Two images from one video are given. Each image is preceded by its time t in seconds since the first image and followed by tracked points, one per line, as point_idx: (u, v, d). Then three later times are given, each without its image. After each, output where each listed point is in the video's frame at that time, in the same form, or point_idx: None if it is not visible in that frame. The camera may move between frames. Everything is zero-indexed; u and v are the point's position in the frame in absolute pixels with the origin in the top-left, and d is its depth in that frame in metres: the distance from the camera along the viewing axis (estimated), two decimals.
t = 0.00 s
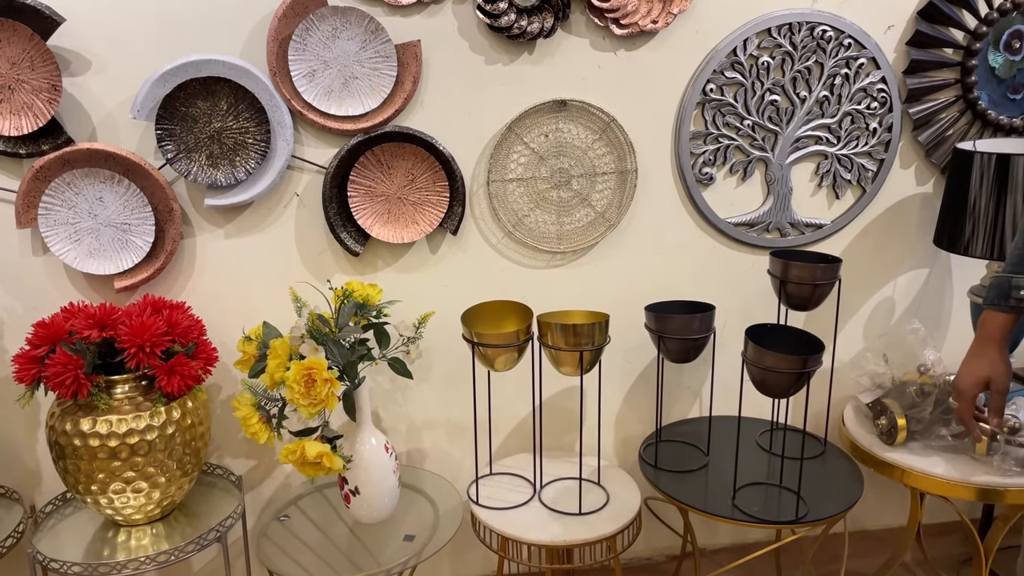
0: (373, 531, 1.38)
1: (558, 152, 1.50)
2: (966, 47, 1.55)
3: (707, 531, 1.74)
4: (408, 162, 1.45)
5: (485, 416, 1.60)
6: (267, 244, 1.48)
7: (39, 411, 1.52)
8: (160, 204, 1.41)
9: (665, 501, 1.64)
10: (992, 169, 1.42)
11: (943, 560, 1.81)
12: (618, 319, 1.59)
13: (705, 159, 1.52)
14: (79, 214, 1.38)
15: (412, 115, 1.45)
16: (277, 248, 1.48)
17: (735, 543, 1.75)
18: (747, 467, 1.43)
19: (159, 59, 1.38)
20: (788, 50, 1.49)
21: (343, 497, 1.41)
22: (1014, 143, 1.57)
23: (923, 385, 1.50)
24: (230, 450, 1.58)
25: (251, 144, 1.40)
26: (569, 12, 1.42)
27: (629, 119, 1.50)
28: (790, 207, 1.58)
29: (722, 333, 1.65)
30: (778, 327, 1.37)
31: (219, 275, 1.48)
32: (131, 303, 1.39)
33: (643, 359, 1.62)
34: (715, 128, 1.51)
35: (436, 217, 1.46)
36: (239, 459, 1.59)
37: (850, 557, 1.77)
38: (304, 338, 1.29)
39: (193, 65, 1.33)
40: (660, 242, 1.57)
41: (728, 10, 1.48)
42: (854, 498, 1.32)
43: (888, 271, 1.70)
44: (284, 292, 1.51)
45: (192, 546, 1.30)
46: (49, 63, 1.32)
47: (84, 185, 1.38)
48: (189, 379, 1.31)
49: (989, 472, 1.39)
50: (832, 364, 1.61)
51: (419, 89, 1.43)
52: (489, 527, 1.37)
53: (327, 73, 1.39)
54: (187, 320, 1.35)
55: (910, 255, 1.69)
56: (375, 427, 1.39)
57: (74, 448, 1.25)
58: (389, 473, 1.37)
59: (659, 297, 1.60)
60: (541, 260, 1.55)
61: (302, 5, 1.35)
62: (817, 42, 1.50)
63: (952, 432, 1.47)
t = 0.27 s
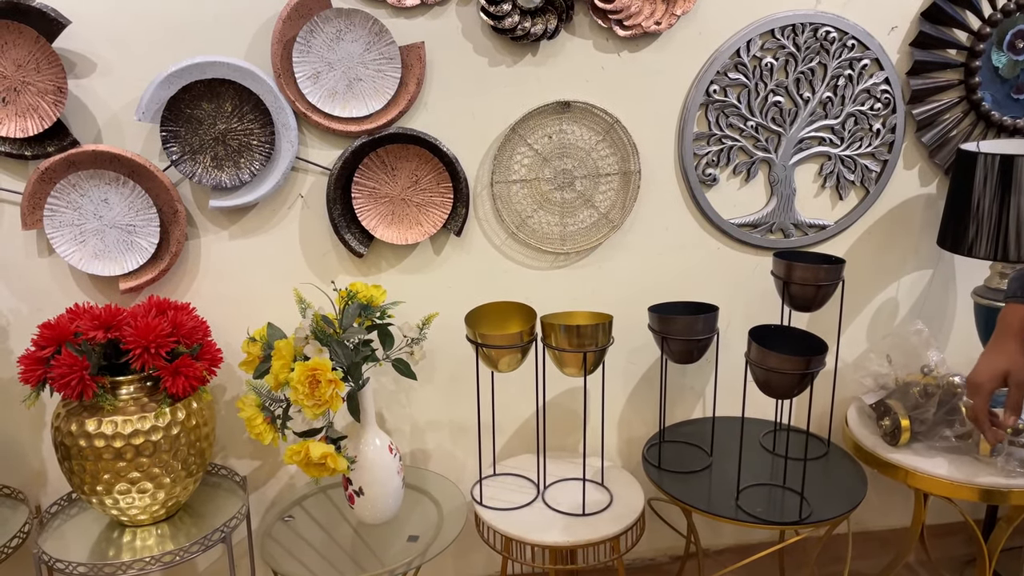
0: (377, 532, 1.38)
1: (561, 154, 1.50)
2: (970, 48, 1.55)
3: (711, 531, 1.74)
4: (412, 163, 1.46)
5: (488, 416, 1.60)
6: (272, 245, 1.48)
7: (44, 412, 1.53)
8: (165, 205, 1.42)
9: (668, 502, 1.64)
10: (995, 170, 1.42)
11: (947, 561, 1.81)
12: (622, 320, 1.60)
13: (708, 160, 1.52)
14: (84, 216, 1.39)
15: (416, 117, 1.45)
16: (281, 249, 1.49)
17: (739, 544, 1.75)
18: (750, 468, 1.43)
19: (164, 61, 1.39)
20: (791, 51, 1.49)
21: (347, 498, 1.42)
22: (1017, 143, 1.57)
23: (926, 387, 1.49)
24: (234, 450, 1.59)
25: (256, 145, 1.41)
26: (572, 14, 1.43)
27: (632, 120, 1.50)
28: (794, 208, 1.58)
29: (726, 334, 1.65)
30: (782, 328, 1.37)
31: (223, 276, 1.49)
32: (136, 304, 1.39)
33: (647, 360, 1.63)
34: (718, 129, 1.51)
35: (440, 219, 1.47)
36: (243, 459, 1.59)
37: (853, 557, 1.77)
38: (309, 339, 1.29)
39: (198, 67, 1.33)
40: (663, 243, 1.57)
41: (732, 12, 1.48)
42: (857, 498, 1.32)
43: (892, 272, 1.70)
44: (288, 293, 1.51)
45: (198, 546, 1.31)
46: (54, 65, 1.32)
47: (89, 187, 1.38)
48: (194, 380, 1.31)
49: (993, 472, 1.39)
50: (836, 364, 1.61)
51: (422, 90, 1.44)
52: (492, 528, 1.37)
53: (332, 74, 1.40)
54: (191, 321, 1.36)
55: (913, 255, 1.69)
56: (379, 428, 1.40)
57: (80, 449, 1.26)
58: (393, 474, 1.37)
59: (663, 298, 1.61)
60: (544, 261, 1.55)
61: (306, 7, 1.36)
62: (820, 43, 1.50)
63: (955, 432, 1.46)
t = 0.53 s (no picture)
0: (377, 534, 1.38)
1: (561, 155, 1.50)
2: (971, 49, 1.55)
3: (712, 533, 1.73)
4: (411, 165, 1.46)
5: (489, 418, 1.60)
6: (271, 247, 1.48)
7: (44, 414, 1.53)
8: (164, 207, 1.42)
9: (669, 503, 1.63)
10: (997, 171, 1.41)
11: (949, 563, 1.80)
12: (622, 321, 1.59)
13: (709, 161, 1.52)
14: (84, 218, 1.39)
15: (416, 119, 1.45)
16: (281, 251, 1.48)
17: (740, 546, 1.75)
18: (751, 470, 1.43)
19: (163, 63, 1.38)
20: (791, 52, 1.49)
21: (347, 500, 1.41)
22: (1019, 144, 1.57)
23: (928, 389, 1.49)
24: (234, 453, 1.58)
25: (255, 148, 1.41)
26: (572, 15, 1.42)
27: (632, 121, 1.50)
28: (794, 209, 1.58)
29: (727, 336, 1.64)
30: (783, 331, 1.37)
31: (223, 279, 1.48)
32: (136, 307, 1.39)
33: (647, 362, 1.62)
34: (719, 130, 1.51)
35: (439, 221, 1.46)
36: (244, 462, 1.59)
37: (855, 559, 1.76)
38: (309, 342, 1.30)
39: (198, 69, 1.34)
40: (664, 245, 1.57)
41: (732, 13, 1.48)
42: (859, 501, 1.31)
43: (893, 273, 1.69)
44: (288, 295, 1.51)
45: (198, 549, 1.30)
46: (54, 67, 1.32)
47: (89, 190, 1.38)
48: (194, 383, 1.31)
49: (995, 474, 1.38)
50: (837, 366, 1.61)
51: (422, 92, 1.43)
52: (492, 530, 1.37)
53: (331, 76, 1.40)
54: (191, 324, 1.36)
55: (915, 256, 1.68)
56: (379, 431, 1.39)
57: (80, 452, 1.26)
58: (393, 476, 1.37)
59: (663, 300, 1.60)
60: (544, 263, 1.55)
61: (305, 8, 1.36)
62: (821, 44, 1.49)
63: (958, 434, 1.46)
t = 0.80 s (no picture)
0: (377, 536, 1.38)
1: (562, 155, 1.49)
2: (972, 48, 1.54)
3: (714, 534, 1.73)
4: (411, 166, 1.45)
5: (489, 419, 1.59)
6: (271, 248, 1.48)
7: (44, 416, 1.52)
8: (164, 208, 1.42)
9: (671, 505, 1.63)
10: (998, 170, 1.41)
11: (951, 564, 1.80)
12: (623, 322, 1.59)
13: (710, 161, 1.51)
14: (83, 219, 1.39)
15: (416, 119, 1.45)
16: (281, 252, 1.48)
17: (741, 547, 1.74)
18: (753, 471, 1.43)
19: (163, 64, 1.38)
20: (792, 52, 1.49)
21: (347, 502, 1.41)
22: (1020, 143, 1.56)
23: (929, 389, 1.49)
24: (235, 454, 1.58)
25: (255, 149, 1.40)
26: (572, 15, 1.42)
27: (632, 121, 1.50)
28: (795, 209, 1.57)
29: (728, 336, 1.64)
30: (784, 331, 1.36)
31: (223, 280, 1.48)
32: (135, 308, 1.39)
33: (648, 362, 1.62)
34: (719, 130, 1.51)
35: (440, 221, 1.46)
36: (244, 463, 1.59)
37: (857, 560, 1.76)
38: (309, 343, 1.30)
39: (197, 70, 1.34)
40: (665, 245, 1.57)
41: (732, 12, 1.48)
42: (860, 501, 1.31)
43: (894, 273, 1.69)
44: (288, 297, 1.51)
45: (198, 550, 1.30)
46: (53, 68, 1.32)
47: (88, 191, 1.38)
48: (193, 384, 1.31)
49: (997, 475, 1.38)
50: (839, 366, 1.61)
51: (422, 93, 1.43)
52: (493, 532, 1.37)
53: (331, 77, 1.39)
54: (191, 325, 1.36)
55: (916, 256, 1.68)
56: (379, 432, 1.39)
57: (79, 453, 1.25)
58: (394, 478, 1.37)
59: (664, 300, 1.60)
60: (545, 264, 1.54)
61: (305, 9, 1.36)
62: (822, 44, 1.49)
63: (960, 435, 1.45)
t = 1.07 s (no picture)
0: (379, 536, 1.38)
1: (563, 155, 1.49)
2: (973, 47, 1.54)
3: (715, 534, 1.73)
4: (412, 166, 1.45)
5: (491, 419, 1.59)
6: (272, 248, 1.48)
7: (45, 417, 1.52)
8: (166, 209, 1.42)
9: (672, 504, 1.63)
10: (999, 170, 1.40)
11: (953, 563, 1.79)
12: (624, 321, 1.59)
13: (711, 161, 1.51)
14: (85, 220, 1.39)
15: (417, 119, 1.45)
16: (282, 253, 1.48)
17: (743, 547, 1.74)
18: (754, 471, 1.43)
19: (164, 65, 1.38)
20: (793, 51, 1.49)
21: (349, 502, 1.41)
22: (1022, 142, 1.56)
23: (930, 388, 1.49)
24: (236, 454, 1.58)
25: (256, 149, 1.40)
26: (573, 15, 1.42)
27: (633, 121, 1.50)
28: (797, 209, 1.57)
29: (729, 336, 1.64)
30: (786, 331, 1.36)
31: (224, 280, 1.48)
32: (136, 308, 1.39)
33: (650, 362, 1.62)
34: (720, 130, 1.51)
35: (441, 221, 1.46)
36: (245, 463, 1.59)
37: (859, 560, 1.75)
38: (310, 343, 1.30)
39: (198, 70, 1.34)
40: (665, 245, 1.57)
41: (733, 12, 1.48)
42: (862, 501, 1.31)
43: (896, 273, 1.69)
44: (289, 297, 1.50)
45: (199, 551, 1.30)
46: (54, 69, 1.32)
47: (89, 191, 1.38)
48: (195, 384, 1.31)
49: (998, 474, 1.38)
50: (840, 366, 1.60)
51: (423, 93, 1.43)
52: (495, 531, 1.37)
53: (332, 77, 1.40)
54: (192, 325, 1.36)
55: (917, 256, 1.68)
56: (381, 432, 1.39)
57: (80, 454, 1.25)
58: (395, 478, 1.37)
59: (665, 300, 1.60)
60: (546, 264, 1.54)
61: (306, 9, 1.36)
62: (822, 43, 1.49)
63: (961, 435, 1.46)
